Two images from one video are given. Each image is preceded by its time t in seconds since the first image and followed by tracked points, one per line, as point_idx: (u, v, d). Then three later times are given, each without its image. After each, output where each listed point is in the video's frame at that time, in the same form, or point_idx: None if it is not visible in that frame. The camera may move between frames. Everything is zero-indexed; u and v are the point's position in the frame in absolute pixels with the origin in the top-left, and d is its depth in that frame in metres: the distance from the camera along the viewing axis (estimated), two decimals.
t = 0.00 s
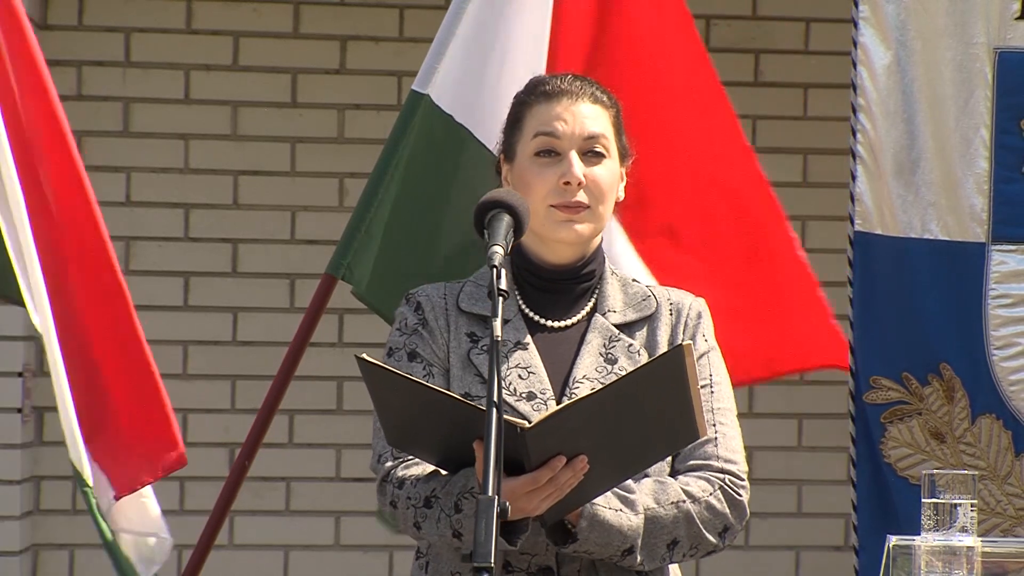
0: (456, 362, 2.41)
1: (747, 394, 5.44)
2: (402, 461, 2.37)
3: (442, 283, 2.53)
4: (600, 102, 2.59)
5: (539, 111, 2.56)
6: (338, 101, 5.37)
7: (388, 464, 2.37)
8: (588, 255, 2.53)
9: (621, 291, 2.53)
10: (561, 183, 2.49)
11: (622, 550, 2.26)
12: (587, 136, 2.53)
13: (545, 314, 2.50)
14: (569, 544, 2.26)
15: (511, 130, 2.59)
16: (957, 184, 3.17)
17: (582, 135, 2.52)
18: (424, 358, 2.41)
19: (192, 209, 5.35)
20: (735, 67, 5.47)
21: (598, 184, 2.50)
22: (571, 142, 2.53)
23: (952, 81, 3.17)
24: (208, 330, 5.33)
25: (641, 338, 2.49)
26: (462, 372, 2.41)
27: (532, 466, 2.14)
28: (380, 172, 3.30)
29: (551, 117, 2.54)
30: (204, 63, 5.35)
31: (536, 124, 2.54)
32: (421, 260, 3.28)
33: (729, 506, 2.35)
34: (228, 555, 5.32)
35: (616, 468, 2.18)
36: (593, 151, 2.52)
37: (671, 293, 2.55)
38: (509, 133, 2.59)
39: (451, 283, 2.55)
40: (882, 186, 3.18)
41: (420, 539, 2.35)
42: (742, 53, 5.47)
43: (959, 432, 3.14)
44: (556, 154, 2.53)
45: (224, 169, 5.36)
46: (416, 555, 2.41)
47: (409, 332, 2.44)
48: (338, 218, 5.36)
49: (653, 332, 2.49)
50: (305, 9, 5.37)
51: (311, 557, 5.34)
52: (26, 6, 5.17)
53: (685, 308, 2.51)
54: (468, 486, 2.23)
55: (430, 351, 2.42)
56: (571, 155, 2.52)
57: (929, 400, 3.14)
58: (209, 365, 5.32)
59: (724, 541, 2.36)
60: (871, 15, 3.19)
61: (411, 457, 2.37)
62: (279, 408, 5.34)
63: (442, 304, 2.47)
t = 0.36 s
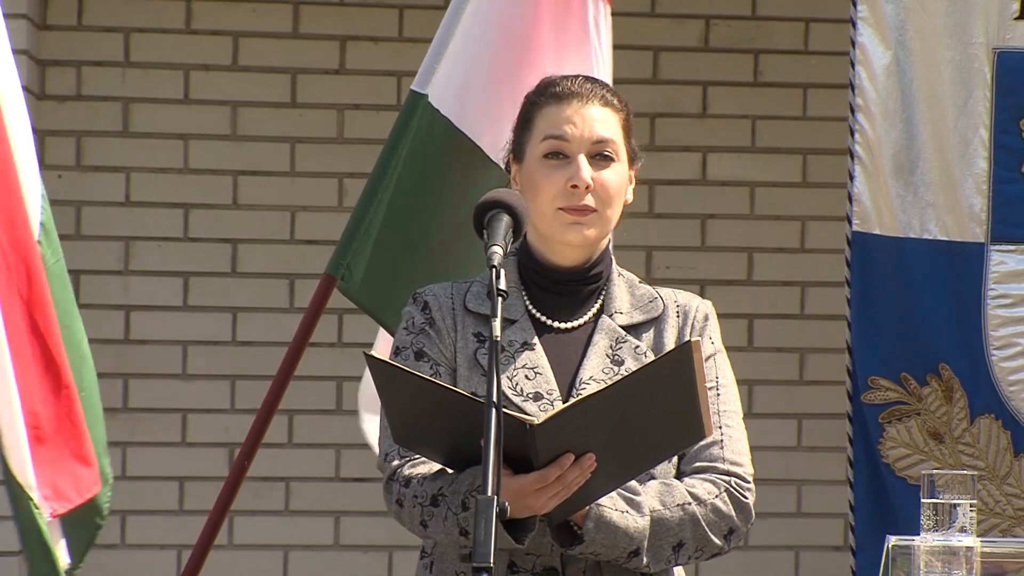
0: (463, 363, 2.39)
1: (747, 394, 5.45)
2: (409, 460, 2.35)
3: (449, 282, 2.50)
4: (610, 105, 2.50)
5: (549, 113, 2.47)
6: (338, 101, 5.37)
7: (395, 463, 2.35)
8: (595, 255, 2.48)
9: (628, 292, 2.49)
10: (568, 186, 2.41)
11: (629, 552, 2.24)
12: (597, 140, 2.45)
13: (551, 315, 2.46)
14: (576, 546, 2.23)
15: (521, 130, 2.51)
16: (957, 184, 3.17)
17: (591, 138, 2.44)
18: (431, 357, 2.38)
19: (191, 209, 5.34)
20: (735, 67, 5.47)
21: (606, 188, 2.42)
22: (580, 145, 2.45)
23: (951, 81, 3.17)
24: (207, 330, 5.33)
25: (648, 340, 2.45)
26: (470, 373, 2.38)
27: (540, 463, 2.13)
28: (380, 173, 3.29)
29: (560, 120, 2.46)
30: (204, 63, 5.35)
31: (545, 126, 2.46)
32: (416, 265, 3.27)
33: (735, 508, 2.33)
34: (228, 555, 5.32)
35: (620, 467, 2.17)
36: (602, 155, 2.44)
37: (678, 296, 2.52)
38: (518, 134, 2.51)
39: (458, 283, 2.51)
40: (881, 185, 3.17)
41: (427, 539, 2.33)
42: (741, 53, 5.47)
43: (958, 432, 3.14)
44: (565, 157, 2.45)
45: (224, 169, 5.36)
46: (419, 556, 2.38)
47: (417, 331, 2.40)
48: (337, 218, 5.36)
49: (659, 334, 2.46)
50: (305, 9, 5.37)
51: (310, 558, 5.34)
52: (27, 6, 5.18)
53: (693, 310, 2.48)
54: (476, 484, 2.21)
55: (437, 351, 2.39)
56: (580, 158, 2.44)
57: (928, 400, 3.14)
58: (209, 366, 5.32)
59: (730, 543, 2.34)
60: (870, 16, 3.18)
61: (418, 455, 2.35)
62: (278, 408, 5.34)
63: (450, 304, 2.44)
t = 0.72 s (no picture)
0: (473, 361, 2.35)
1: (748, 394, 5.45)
2: (419, 458, 2.32)
3: (459, 281, 2.46)
4: (624, 106, 2.47)
5: (563, 114, 2.45)
6: (338, 101, 5.37)
7: (405, 461, 2.33)
8: (605, 256, 2.45)
9: (637, 292, 2.45)
10: (581, 187, 2.38)
11: (639, 551, 2.21)
12: (610, 141, 2.42)
13: (561, 315, 2.42)
14: (586, 546, 2.20)
15: (533, 130, 2.49)
16: (957, 184, 3.17)
17: (604, 140, 2.41)
18: (441, 355, 2.34)
19: (192, 209, 5.34)
20: (735, 66, 5.46)
21: (618, 189, 2.40)
22: (593, 146, 2.42)
23: (952, 81, 3.17)
24: (208, 330, 5.33)
25: (658, 339, 2.41)
26: (479, 371, 2.35)
27: (554, 463, 2.10)
28: (381, 174, 3.28)
29: (574, 120, 2.43)
30: (204, 62, 5.35)
31: (558, 126, 2.44)
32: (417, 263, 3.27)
33: (745, 508, 2.31)
34: (229, 555, 5.32)
35: (631, 462, 2.13)
36: (615, 156, 2.42)
37: (687, 296, 2.48)
38: (531, 134, 2.48)
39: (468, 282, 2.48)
40: (881, 184, 3.17)
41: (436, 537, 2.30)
42: (742, 53, 5.47)
43: (959, 432, 3.14)
44: (578, 157, 2.42)
45: (224, 168, 5.36)
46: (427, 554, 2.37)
47: (427, 330, 2.37)
48: (338, 218, 5.36)
49: (670, 333, 2.41)
50: (305, 9, 5.37)
51: (311, 557, 5.34)
52: (27, 6, 5.18)
53: (702, 310, 2.44)
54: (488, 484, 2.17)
55: (447, 349, 2.36)
56: (592, 159, 2.41)
57: (928, 400, 3.15)
58: (210, 366, 5.32)
59: (739, 544, 2.31)
60: (870, 15, 3.19)
61: (429, 454, 2.32)
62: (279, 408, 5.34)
63: (459, 302, 2.41)
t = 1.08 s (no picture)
0: (481, 362, 2.29)
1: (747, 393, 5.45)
2: (429, 458, 2.28)
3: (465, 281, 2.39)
4: (637, 108, 2.40)
5: (575, 114, 2.37)
6: (338, 101, 5.37)
7: (415, 461, 2.28)
8: (612, 255, 2.38)
9: (643, 292, 2.39)
10: (594, 188, 2.31)
11: (649, 551, 2.16)
12: (623, 143, 2.34)
13: (567, 314, 2.35)
14: (597, 546, 2.15)
15: (543, 130, 2.41)
16: (958, 185, 3.16)
17: (617, 141, 2.34)
18: (450, 356, 2.28)
19: (191, 209, 5.34)
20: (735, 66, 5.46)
21: (630, 191, 2.33)
22: (606, 147, 2.34)
23: (952, 81, 3.17)
24: (207, 330, 5.33)
25: (665, 339, 2.35)
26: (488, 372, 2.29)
27: (569, 463, 2.03)
28: (380, 173, 3.14)
29: (586, 121, 2.36)
30: (204, 63, 5.35)
31: (570, 127, 2.36)
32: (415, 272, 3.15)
33: (753, 508, 2.26)
34: (229, 555, 5.32)
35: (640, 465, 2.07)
36: (628, 158, 2.34)
37: (694, 296, 2.42)
38: (541, 134, 2.41)
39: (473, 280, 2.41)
40: (883, 186, 3.18)
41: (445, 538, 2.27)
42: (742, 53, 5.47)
43: (959, 432, 3.13)
44: (590, 159, 2.35)
45: (224, 168, 5.36)
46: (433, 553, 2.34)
47: (434, 330, 2.30)
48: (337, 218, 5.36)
49: (677, 334, 2.35)
50: (305, 9, 5.37)
51: (311, 558, 5.34)
52: (27, 7, 5.18)
53: (709, 311, 2.39)
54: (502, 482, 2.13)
55: (455, 349, 2.29)
56: (605, 160, 2.34)
57: (928, 400, 3.15)
58: (210, 366, 5.32)
59: (747, 543, 2.27)
60: (870, 15, 3.21)
61: (438, 454, 2.27)
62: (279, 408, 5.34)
63: (467, 303, 2.34)
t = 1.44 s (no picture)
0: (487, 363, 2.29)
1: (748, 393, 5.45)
2: (436, 458, 2.28)
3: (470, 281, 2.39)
4: (647, 110, 2.39)
5: (586, 115, 2.36)
6: (338, 101, 5.37)
7: (422, 461, 2.28)
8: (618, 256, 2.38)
9: (647, 294, 2.39)
10: (606, 190, 2.31)
11: (656, 551, 2.16)
12: (635, 145, 2.34)
13: (571, 315, 2.34)
14: (605, 546, 2.15)
15: (552, 130, 2.40)
16: (958, 185, 3.16)
17: (629, 143, 2.33)
18: (455, 357, 2.28)
19: (192, 209, 5.34)
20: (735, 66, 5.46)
21: (642, 193, 2.33)
22: (618, 148, 2.34)
23: (953, 81, 3.17)
24: (208, 330, 5.33)
25: (670, 342, 2.36)
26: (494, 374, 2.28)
27: (582, 461, 2.03)
28: (381, 172, 3.11)
29: (598, 122, 2.35)
30: (204, 63, 5.35)
31: (582, 127, 2.36)
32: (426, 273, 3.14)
33: (758, 510, 2.26)
34: (229, 554, 5.32)
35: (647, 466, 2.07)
36: (639, 160, 2.34)
37: (698, 297, 2.42)
38: (550, 134, 2.40)
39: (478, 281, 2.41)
40: (883, 186, 3.19)
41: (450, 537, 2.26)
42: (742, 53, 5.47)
43: (959, 432, 3.14)
44: (602, 160, 2.34)
45: (224, 169, 5.36)
46: (438, 553, 2.33)
47: (440, 331, 2.30)
48: (338, 218, 5.35)
49: (681, 336, 2.36)
50: (305, 9, 5.37)
51: (311, 558, 5.34)
52: (27, 7, 5.18)
53: (713, 312, 2.39)
54: (513, 481, 2.12)
55: (461, 351, 2.29)
56: (618, 161, 2.33)
57: (929, 400, 3.14)
58: (210, 366, 5.32)
59: (752, 545, 2.26)
60: (870, 15, 3.21)
61: (445, 455, 2.27)
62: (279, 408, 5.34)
63: (472, 304, 2.34)
